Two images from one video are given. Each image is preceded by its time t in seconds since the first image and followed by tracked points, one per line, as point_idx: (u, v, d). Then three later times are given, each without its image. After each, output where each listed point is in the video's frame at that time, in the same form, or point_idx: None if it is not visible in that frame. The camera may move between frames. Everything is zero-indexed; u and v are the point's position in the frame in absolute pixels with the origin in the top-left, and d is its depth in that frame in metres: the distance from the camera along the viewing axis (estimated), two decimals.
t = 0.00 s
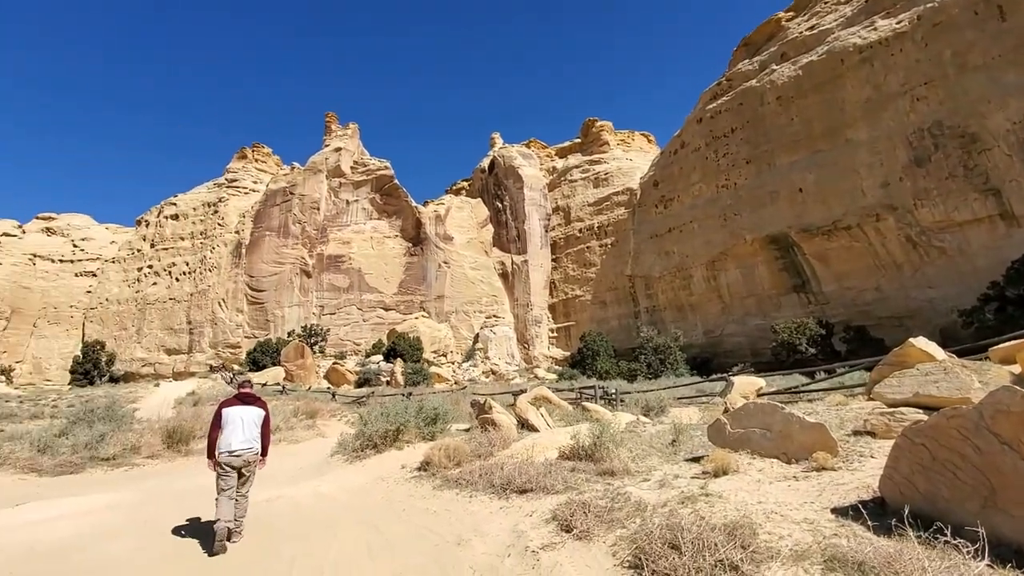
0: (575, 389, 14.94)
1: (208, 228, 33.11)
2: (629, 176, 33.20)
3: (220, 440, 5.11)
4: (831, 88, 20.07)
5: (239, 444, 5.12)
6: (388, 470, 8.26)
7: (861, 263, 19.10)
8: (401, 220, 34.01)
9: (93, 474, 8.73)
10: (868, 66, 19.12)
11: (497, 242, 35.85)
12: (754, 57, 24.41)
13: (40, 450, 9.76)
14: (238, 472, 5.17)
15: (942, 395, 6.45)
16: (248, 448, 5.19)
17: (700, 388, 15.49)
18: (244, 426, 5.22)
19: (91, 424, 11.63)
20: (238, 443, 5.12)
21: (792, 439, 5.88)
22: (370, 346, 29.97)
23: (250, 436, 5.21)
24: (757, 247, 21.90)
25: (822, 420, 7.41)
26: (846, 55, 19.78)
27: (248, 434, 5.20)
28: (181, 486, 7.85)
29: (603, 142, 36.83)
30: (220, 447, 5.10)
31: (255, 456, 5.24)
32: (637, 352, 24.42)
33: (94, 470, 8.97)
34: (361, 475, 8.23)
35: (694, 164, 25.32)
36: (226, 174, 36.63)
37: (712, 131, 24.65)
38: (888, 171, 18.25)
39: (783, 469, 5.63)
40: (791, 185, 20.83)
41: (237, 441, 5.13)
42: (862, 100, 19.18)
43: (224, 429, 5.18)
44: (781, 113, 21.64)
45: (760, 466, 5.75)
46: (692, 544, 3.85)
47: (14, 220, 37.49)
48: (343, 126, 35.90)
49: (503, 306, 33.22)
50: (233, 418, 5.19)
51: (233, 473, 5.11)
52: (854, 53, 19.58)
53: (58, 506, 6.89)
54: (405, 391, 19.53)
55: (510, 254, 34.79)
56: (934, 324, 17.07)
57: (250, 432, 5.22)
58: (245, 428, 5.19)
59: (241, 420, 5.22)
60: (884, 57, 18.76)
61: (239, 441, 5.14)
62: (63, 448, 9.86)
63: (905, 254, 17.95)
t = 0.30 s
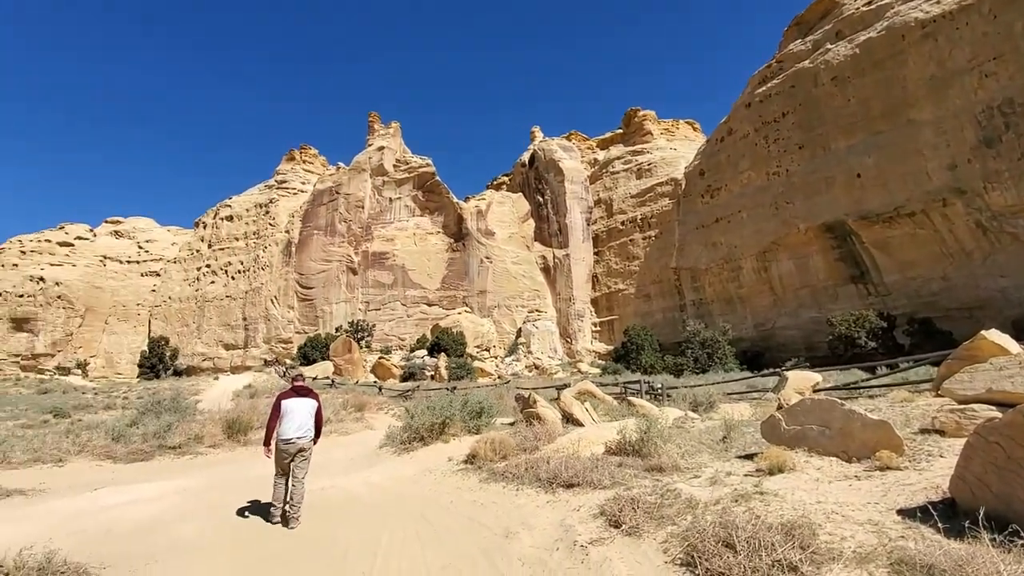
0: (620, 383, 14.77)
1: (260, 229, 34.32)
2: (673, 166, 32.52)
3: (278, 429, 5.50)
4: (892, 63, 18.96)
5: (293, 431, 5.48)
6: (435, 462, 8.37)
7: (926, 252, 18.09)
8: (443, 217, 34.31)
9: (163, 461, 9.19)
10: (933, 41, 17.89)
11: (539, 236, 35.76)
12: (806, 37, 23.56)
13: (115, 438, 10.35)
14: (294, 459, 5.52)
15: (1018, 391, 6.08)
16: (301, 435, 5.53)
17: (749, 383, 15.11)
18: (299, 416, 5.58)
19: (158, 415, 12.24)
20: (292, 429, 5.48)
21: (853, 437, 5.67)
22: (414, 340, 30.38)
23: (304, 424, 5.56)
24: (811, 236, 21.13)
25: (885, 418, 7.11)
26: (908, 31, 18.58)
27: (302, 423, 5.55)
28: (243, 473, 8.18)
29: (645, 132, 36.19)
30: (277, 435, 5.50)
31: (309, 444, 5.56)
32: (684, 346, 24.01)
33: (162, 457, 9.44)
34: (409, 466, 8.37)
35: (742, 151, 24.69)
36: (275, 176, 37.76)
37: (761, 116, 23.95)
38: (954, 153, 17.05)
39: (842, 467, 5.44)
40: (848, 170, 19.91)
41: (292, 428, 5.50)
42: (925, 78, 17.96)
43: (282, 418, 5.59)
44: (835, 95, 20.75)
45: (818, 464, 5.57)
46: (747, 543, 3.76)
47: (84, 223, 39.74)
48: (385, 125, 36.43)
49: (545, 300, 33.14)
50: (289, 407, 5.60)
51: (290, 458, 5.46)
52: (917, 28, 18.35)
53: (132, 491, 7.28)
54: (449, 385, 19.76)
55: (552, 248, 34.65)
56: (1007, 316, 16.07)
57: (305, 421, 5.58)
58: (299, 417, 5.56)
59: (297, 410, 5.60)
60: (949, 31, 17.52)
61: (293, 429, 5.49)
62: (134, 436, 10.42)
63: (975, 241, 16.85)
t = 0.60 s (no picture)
0: (668, 378, 14.45)
1: (311, 228, 35.30)
2: (722, 154, 31.57)
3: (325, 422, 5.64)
4: (959, 38, 17.94)
5: (338, 424, 5.59)
6: (481, 456, 8.37)
7: (1001, 238, 16.83)
8: (485, 212, 34.22)
9: (224, 450, 9.53)
10: (1005, 14, 16.83)
11: (582, 230, 35.45)
12: (865, 14, 22.49)
13: (181, 428, 10.79)
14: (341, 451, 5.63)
15: None
16: (347, 428, 5.61)
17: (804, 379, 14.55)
18: (343, 409, 5.69)
19: (220, 406, 12.73)
20: (338, 422, 5.59)
21: (921, 436, 5.37)
22: (460, 335, 30.58)
23: (348, 417, 5.66)
24: (874, 224, 20.15)
25: (957, 417, 6.68)
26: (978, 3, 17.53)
27: (347, 416, 5.65)
28: (298, 463, 8.38)
29: (692, 120, 35.29)
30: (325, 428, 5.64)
31: (355, 435, 5.65)
32: (735, 340, 23.37)
33: (225, 447, 9.80)
34: (455, 460, 8.38)
35: (798, 135, 23.85)
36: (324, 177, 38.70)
37: (817, 99, 23.07)
38: None
39: (910, 468, 5.14)
40: (913, 152, 18.80)
41: (338, 420, 5.60)
42: (998, 52, 16.89)
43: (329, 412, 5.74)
44: (899, 74, 19.72)
45: (882, 464, 5.28)
46: (805, 546, 3.58)
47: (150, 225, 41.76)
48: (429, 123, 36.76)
49: (590, 294, 32.82)
50: (335, 401, 5.73)
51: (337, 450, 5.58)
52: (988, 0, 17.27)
53: (196, 478, 7.56)
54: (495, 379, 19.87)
55: (596, 241, 34.31)
56: None
57: (349, 414, 5.68)
58: (343, 409, 5.67)
59: (341, 404, 5.71)
60: None
61: (339, 423, 5.61)
62: (199, 427, 10.84)
63: None
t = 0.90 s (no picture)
0: (713, 374, 14.13)
1: (352, 228, 35.97)
2: (767, 142, 30.64)
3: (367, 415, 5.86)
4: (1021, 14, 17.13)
5: (381, 416, 5.81)
6: (521, 452, 8.33)
7: None
8: (522, 208, 34.22)
9: (273, 443, 9.77)
10: None
11: (621, 224, 35.05)
12: None
13: (233, 421, 11.13)
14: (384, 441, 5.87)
15: None
16: (387, 420, 5.84)
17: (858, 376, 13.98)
18: (384, 402, 5.91)
19: (270, 401, 13.09)
20: (380, 414, 5.82)
21: (987, 436, 5.09)
22: (498, 332, 30.60)
23: (389, 409, 5.88)
24: (933, 212, 19.18)
25: None
26: None
27: (388, 407, 5.88)
28: (344, 457, 8.51)
29: (735, 108, 34.37)
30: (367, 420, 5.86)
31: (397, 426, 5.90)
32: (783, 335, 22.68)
33: (274, 440, 10.06)
34: (495, 456, 8.37)
35: (849, 120, 23.04)
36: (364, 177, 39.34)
37: (870, 81, 22.26)
38: None
39: (975, 469, 4.87)
40: (976, 134, 17.81)
41: (379, 413, 5.82)
42: None
43: (369, 405, 5.95)
44: (959, 52, 18.81)
45: (944, 465, 5.01)
46: (861, 549, 3.44)
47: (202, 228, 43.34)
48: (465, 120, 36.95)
49: (629, 289, 32.39)
50: (375, 395, 5.94)
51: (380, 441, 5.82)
52: None
53: (250, 469, 7.80)
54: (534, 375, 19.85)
55: (635, 236, 33.87)
56: None
57: (390, 406, 5.91)
58: (383, 402, 5.89)
59: (381, 397, 5.93)
60: None
61: (381, 415, 5.83)
62: (250, 420, 11.15)
63: None
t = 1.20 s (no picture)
0: (755, 367, 13.85)
1: (387, 224, 36.47)
2: (811, 126, 29.71)
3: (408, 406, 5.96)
4: None
5: (422, 406, 5.89)
6: (559, 445, 8.33)
7: None
8: (556, 201, 33.65)
9: (317, 435, 10.02)
10: None
11: (657, 215, 34.59)
12: None
13: (279, 413, 11.47)
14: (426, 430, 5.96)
15: None
16: (429, 410, 5.91)
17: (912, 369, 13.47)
18: (425, 393, 5.99)
19: (312, 394, 13.43)
20: (420, 404, 5.90)
21: None
22: (533, 325, 30.60)
23: (430, 400, 5.96)
24: (993, 195, 18.30)
25: None
26: None
27: (429, 398, 5.96)
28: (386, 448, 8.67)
29: (777, 92, 33.41)
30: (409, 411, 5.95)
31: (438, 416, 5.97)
32: (830, 327, 22.05)
33: (318, 431, 10.32)
34: (533, 448, 8.39)
35: (900, 100, 22.14)
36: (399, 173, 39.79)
37: (923, 58, 21.38)
38: None
39: None
40: None
41: (421, 403, 5.91)
42: None
43: (411, 396, 6.03)
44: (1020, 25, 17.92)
45: (1009, 461, 4.80)
46: (918, 548, 3.32)
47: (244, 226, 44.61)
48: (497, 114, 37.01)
49: (666, 281, 31.96)
50: (417, 386, 6.03)
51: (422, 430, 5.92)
52: None
53: (296, 459, 8.03)
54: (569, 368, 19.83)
55: (671, 227, 33.38)
56: None
57: (430, 397, 5.98)
58: (425, 393, 5.98)
59: (422, 389, 6.00)
60: None
61: (422, 405, 5.91)
62: (294, 412, 11.47)
63: None
